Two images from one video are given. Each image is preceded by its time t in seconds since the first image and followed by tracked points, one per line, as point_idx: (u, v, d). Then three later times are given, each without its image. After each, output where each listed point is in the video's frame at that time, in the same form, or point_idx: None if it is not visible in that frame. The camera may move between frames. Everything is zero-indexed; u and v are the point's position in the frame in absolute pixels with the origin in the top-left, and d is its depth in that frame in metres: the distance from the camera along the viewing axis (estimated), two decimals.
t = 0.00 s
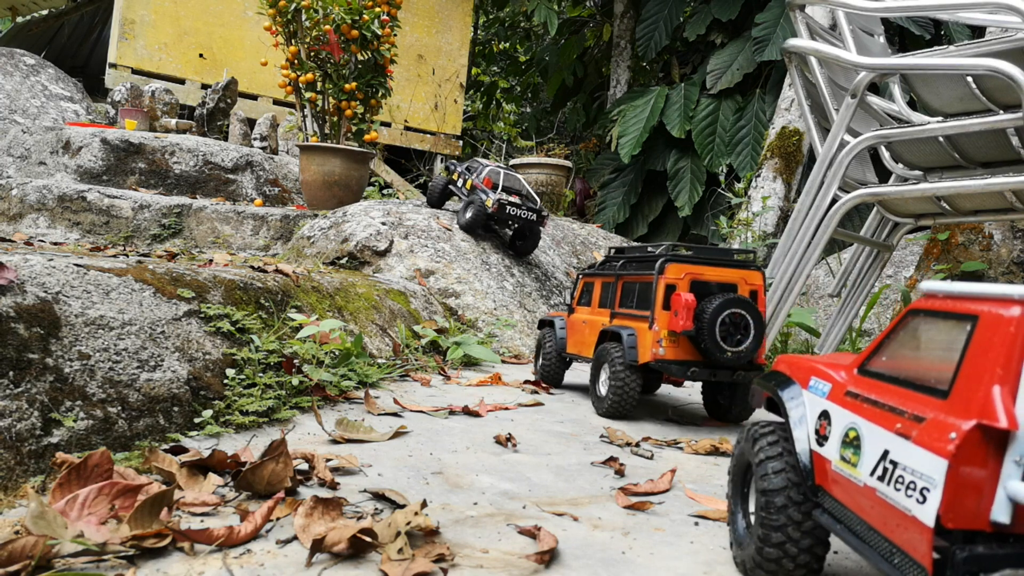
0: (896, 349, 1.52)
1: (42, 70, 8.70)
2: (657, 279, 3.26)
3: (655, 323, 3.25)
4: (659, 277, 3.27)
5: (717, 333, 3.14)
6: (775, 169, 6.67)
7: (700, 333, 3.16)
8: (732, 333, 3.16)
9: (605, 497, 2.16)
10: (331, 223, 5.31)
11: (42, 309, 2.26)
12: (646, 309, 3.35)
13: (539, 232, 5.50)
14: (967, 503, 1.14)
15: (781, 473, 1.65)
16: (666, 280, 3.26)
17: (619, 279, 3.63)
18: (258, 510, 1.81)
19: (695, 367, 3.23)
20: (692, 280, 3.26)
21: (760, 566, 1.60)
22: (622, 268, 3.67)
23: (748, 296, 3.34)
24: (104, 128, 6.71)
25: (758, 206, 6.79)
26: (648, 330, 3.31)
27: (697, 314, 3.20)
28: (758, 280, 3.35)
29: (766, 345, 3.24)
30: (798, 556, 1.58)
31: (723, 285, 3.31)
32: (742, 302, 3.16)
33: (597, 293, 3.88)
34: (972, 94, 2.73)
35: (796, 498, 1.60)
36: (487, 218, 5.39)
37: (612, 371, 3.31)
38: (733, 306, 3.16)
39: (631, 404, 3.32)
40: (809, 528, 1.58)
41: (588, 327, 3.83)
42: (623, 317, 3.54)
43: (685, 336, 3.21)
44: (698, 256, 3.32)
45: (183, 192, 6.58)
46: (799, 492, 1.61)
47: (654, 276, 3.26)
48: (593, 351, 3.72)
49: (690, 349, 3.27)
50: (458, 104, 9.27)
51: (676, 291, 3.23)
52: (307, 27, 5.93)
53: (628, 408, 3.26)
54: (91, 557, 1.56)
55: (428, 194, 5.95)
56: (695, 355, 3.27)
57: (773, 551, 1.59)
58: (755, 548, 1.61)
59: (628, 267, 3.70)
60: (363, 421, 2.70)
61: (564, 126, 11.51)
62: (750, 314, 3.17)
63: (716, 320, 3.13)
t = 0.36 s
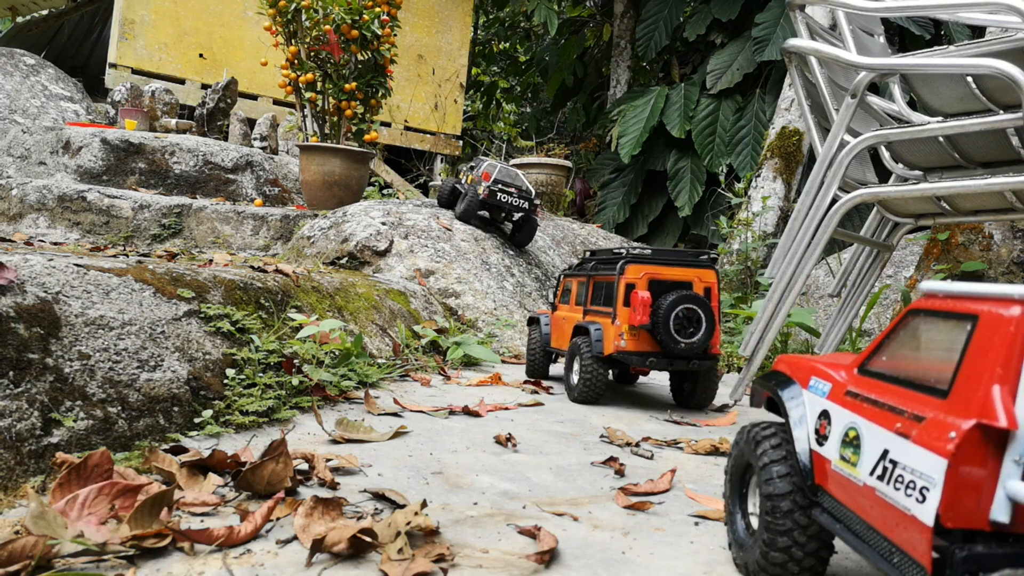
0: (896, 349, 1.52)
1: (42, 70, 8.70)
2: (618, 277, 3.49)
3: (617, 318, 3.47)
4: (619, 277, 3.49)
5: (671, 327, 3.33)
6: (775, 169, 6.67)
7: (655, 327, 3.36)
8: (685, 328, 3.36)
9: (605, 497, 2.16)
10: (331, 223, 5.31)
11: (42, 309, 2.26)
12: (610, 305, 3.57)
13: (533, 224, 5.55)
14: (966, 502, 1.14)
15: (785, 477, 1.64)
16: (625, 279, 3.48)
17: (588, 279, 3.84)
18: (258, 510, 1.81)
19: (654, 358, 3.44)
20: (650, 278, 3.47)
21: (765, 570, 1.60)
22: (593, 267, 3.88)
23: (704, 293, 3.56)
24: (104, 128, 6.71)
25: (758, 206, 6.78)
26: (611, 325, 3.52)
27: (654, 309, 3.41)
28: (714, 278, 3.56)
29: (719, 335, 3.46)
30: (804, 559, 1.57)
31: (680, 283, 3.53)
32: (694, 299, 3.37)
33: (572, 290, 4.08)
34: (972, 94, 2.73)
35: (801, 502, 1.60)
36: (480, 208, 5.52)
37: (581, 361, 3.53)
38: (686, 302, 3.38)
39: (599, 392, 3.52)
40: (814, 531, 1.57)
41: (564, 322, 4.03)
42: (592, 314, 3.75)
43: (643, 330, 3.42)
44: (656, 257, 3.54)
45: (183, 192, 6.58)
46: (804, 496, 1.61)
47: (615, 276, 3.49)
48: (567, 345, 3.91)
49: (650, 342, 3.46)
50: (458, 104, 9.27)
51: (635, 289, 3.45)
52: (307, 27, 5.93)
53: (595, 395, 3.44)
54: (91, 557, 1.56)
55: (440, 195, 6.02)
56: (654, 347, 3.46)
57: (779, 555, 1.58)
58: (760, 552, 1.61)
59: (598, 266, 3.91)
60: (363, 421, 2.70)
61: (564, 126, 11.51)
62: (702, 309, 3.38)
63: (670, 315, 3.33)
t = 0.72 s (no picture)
0: (896, 349, 1.52)
1: (42, 70, 8.70)
2: (595, 276, 3.75)
3: (592, 314, 3.73)
4: (595, 276, 3.75)
5: (641, 322, 3.60)
6: (775, 169, 6.67)
7: (626, 322, 3.62)
8: (654, 323, 3.63)
9: (605, 497, 2.16)
10: (331, 223, 5.30)
11: (42, 309, 2.26)
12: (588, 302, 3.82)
13: (534, 223, 5.59)
14: (966, 502, 1.14)
15: (785, 477, 1.64)
16: (601, 277, 3.75)
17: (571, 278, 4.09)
18: (258, 510, 1.81)
19: (625, 350, 3.69)
20: (623, 277, 3.74)
21: (766, 570, 1.60)
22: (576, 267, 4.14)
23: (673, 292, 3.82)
24: (103, 128, 6.71)
25: (758, 206, 6.78)
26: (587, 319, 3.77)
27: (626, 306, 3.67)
28: (684, 279, 3.83)
29: (686, 331, 3.73)
30: (804, 559, 1.57)
31: (651, 282, 3.80)
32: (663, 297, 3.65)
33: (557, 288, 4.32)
34: (972, 94, 2.73)
35: (801, 502, 1.60)
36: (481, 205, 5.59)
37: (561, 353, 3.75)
38: (655, 299, 3.65)
39: (577, 381, 3.77)
40: (814, 530, 1.57)
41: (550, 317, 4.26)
42: (572, 310, 3.99)
43: (616, 324, 3.67)
44: (629, 258, 3.80)
45: (183, 192, 6.59)
46: (803, 495, 1.61)
47: (591, 275, 3.76)
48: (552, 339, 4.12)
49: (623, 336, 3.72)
50: (458, 104, 9.27)
51: (610, 287, 3.71)
52: (307, 27, 5.94)
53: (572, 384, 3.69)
54: (91, 557, 1.56)
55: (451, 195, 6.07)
56: (627, 341, 3.71)
57: (779, 555, 1.58)
58: (759, 552, 1.61)
59: (580, 266, 4.17)
60: (363, 421, 2.70)
61: (564, 126, 11.52)
62: (670, 306, 3.65)
63: (640, 311, 3.60)
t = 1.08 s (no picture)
0: (885, 345, 1.55)
1: (42, 69, 8.70)
2: (575, 276, 4.10)
3: (573, 310, 4.05)
4: (576, 276, 4.09)
5: (616, 317, 3.92)
6: (775, 169, 6.67)
7: (603, 317, 3.94)
8: (628, 319, 3.94)
9: (605, 497, 2.16)
10: (331, 223, 5.30)
11: (42, 309, 2.26)
12: (570, 299, 4.14)
13: (533, 222, 5.63)
14: (950, 494, 1.17)
15: (777, 456, 1.68)
16: (581, 278, 4.09)
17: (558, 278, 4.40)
18: (258, 510, 1.81)
19: (604, 344, 4.00)
20: (602, 277, 4.08)
21: (767, 551, 1.59)
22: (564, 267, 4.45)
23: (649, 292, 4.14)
24: (103, 128, 6.71)
25: (758, 206, 6.78)
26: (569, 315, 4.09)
27: (604, 303, 4.01)
28: (659, 279, 4.15)
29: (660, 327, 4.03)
30: (804, 536, 1.57)
31: (628, 283, 4.13)
32: (637, 295, 3.96)
33: (548, 287, 4.60)
34: (972, 94, 2.73)
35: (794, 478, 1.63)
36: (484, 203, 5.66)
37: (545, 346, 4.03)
38: (631, 297, 3.96)
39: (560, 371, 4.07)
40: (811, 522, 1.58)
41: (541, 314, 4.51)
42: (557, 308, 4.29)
43: (595, 319, 4.00)
44: (608, 260, 4.15)
45: (183, 192, 6.59)
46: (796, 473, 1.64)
47: (573, 275, 4.10)
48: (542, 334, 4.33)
49: (601, 331, 4.04)
50: (458, 104, 9.28)
51: (589, 286, 4.05)
52: (307, 27, 5.93)
53: (558, 374, 3.92)
54: (91, 557, 1.56)
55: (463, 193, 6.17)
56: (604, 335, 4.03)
57: (779, 533, 1.58)
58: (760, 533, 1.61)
59: (568, 267, 4.49)
60: (363, 421, 2.70)
61: (564, 126, 11.52)
62: (644, 303, 3.97)
63: (615, 307, 3.92)
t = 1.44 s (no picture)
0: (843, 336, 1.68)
1: (42, 69, 8.70)
2: (569, 274, 4.27)
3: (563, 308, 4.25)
4: (569, 276, 4.28)
5: (603, 318, 4.13)
6: (775, 169, 6.67)
7: (591, 318, 4.15)
8: (614, 320, 4.15)
9: (605, 497, 2.16)
10: (331, 223, 5.30)
11: (42, 309, 2.26)
12: (563, 296, 4.32)
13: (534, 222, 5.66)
14: (897, 468, 1.32)
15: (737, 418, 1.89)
16: (573, 277, 4.27)
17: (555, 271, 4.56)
18: (258, 510, 1.81)
19: (589, 342, 4.22)
20: (593, 278, 4.25)
21: (754, 489, 1.71)
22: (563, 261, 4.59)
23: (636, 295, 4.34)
24: (103, 128, 6.70)
25: (758, 206, 6.78)
26: (560, 311, 4.28)
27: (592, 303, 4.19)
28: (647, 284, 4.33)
29: (644, 330, 4.23)
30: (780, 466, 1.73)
31: (618, 285, 4.31)
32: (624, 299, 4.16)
33: (547, 279, 4.75)
34: (972, 94, 2.73)
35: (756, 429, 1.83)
36: (488, 203, 5.69)
37: (536, 339, 4.23)
38: (618, 300, 4.16)
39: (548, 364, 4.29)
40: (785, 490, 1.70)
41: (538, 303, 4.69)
42: (551, 301, 4.47)
43: (583, 318, 4.19)
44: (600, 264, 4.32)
45: (183, 192, 6.59)
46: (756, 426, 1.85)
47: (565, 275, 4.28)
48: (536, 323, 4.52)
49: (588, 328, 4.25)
50: (458, 104, 9.27)
51: (581, 286, 4.23)
52: (307, 27, 5.93)
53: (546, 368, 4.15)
54: (91, 557, 1.57)
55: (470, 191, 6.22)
56: (591, 332, 4.23)
57: (758, 465, 1.73)
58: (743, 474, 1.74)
59: (566, 262, 4.63)
60: (363, 421, 2.70)
61: (564, 126, 11.52)
62: (629, 307, 4.17)
63: (603, 309, 4.13)
